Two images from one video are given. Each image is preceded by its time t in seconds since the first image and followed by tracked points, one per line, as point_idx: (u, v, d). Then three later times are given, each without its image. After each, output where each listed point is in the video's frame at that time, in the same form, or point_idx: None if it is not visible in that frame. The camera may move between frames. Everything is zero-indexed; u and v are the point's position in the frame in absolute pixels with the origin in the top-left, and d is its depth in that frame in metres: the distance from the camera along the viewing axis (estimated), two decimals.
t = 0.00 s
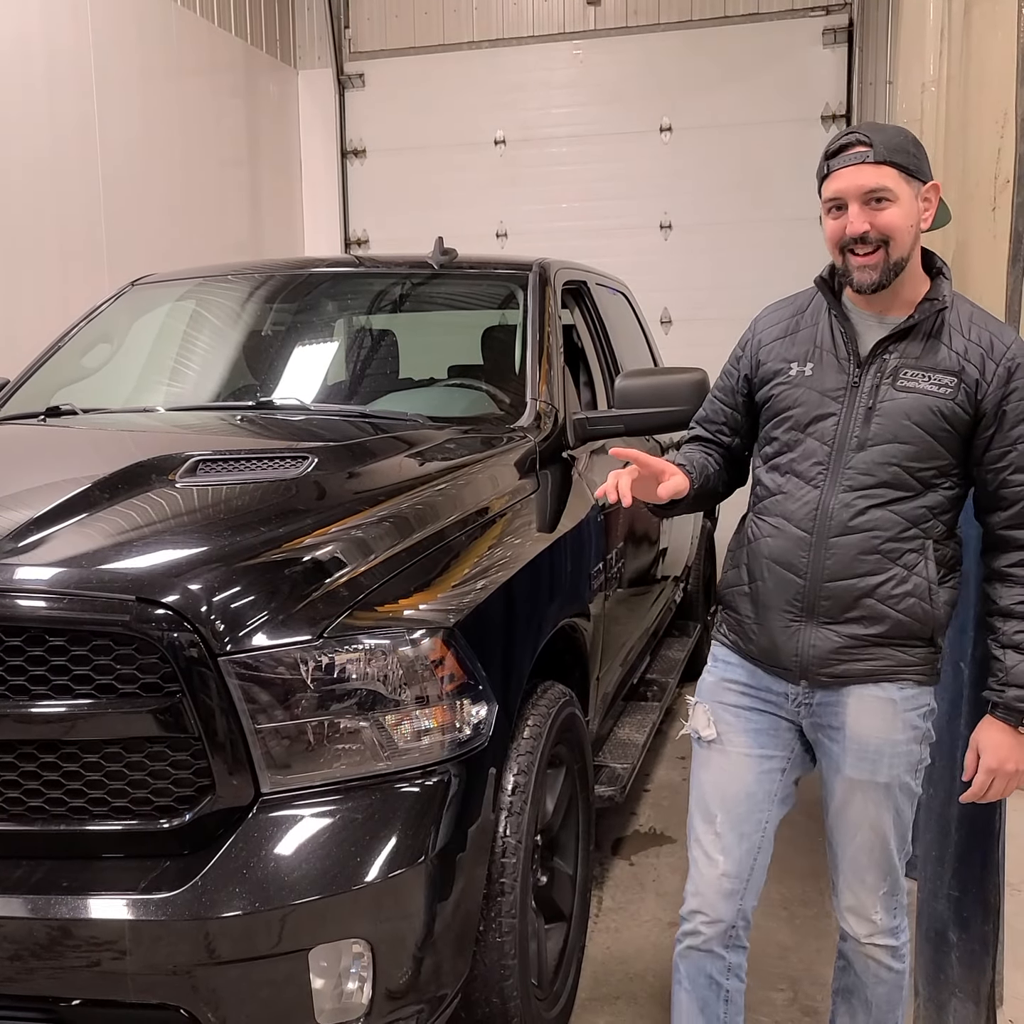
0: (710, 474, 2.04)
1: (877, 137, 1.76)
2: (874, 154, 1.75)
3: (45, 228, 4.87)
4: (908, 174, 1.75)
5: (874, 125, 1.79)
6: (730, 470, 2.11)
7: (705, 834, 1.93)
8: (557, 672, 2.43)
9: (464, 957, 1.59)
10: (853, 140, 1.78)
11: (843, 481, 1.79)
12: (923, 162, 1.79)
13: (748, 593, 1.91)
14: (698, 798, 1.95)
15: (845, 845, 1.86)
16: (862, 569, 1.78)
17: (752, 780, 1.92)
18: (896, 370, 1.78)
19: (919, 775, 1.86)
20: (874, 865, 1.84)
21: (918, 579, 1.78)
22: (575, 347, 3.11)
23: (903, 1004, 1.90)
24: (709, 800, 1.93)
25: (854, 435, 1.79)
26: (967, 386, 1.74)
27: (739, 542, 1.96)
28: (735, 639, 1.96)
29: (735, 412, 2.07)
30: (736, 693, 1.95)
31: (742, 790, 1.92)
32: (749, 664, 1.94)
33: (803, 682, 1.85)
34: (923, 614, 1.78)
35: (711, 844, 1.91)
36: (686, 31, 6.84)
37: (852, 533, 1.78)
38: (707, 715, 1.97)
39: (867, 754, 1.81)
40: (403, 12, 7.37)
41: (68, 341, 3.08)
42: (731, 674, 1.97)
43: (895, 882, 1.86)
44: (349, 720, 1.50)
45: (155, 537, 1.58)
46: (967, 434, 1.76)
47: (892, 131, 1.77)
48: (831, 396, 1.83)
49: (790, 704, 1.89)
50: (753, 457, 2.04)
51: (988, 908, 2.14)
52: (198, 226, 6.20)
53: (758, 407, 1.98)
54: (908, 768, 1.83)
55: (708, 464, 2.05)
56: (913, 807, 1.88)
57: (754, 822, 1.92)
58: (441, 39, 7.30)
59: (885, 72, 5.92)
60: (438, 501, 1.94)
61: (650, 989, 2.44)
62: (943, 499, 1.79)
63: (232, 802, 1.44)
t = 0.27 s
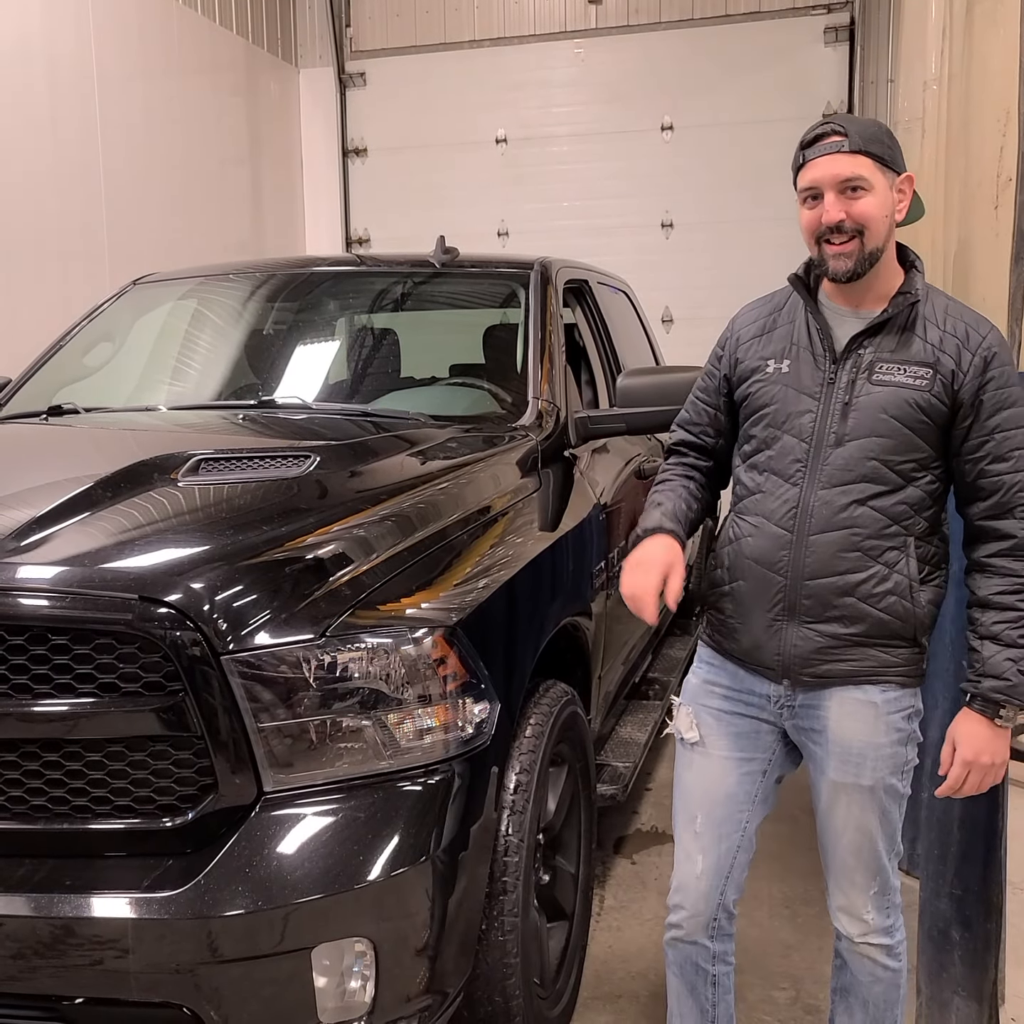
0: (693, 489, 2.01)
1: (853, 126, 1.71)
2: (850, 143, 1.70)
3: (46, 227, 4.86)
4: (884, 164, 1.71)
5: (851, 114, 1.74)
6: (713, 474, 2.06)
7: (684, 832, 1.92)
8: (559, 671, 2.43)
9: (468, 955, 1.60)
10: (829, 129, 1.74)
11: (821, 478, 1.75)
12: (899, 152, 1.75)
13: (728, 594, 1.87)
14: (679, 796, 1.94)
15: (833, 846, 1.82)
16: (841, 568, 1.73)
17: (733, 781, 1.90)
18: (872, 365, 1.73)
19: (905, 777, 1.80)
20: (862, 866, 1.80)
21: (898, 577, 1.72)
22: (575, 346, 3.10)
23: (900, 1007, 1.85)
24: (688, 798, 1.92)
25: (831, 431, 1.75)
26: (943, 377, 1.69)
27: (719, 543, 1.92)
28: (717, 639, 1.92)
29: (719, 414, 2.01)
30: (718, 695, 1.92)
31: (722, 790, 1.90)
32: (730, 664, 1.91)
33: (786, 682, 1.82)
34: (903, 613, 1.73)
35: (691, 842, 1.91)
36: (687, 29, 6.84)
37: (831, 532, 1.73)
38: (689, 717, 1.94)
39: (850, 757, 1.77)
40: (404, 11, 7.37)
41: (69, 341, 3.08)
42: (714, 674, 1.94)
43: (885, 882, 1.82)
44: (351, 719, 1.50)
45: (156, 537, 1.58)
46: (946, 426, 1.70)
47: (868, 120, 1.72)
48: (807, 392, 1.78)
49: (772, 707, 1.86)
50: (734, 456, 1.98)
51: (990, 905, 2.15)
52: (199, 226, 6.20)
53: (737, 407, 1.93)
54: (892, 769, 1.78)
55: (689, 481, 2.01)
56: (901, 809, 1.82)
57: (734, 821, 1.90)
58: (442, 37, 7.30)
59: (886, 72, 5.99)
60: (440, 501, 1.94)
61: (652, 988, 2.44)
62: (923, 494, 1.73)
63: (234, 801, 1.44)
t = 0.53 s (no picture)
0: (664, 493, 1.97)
1: (796, 122, 1.72)
2: (794, 137, 1.71)
3: (46, 228, 4.87)
4: (829, 157, 1.71)
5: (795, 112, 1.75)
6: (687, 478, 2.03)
7: (675, 830, 1.95)
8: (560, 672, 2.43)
9: (468, 956, 1.60)
10: (773, 126, 1.74)
11: (780, 473, 1.72)
12: (846, 147, 1.75)
13: (694, 594, 1.86)
14: (666, 794, 1.97)
15: (807, 850, 1.81)
16: (802, 565, 1.70)
17: (712, 779, 1.91)
18: (828, 359, 1.71)
19: (873, 779, 1.77)
20: (838, 870, 1.78)
21: (858, 574, 1.68)
22: (575, 346, 3.10)
23: (889, 1004, 1.83)
24: (673, 796, 1.95)
25: (790, 427, 1.73)
26: (899, 368, 1.65)
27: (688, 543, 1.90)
28: (688, 639, 1.90)
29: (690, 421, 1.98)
30: (689, 698, 1.91)
31: (702, 789, 1.91)
32: (697, 664, 1.90)
33: (746, 679, 1.80)
34: (863, 610, 1.69)
35: (682, 838, 1.94)
36: (687, 30, 6.84)
37: (791, 527, 1.71)
38: (664, 717, 1.94)
39: (814, 761, 1.75)
40: (404, 11, 7.38)
41: (70, 342, 3.08)
42: (683, 675, 1.92)
43: (861, 883, 1.79)
44: (352, 720, 1.51)
45: (158, 537, 1.58)
46: (906, 418, 1.67)
47: (812, 117, 1.73)
48: (767, 389, 1.77)
49: (739, 709, 1.84)
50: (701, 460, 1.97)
51: (991, 907, 2.14)
52: (199, 227, 6.21)
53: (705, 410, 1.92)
54: (860, 773, 1.75)
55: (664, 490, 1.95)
56: (871, 811, 1.78)
57: (721, 817, 1.93)
58: (442, 38, 7.30)
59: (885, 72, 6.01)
60: (441, 502, 1.95)
61: (652, 989, 2.44)
62: (886, 488, 1.68)
63: (236, 801, 1.44)
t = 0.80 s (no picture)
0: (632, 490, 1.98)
1: (746, 127, 1.74)
2: (744, 142, 1.73)
3: (46, 227, 4.87)
4: (780, 159, 1.73)
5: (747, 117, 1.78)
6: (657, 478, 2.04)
7: (659, 831, 1.95)
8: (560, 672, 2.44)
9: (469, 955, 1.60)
10: (725, 132, 1.77)
11: (741, 473, 1.72)
12: (799, 148, 1.76)
13: (662, 595, 1.85)
14: (647, 794, 1.97)
15: (783, 851, 1.80)
16: (763, 565, 1.69)
17: (690, 779, 1.90)
18: (788, 360, 1.71)
19: (847, 781, 1.76)
20: (815, 871, 1.77)
21: (821, 574, 1.67)
22: (575, 346, 3.10)
23: (879, 1001, 1.83)
24: (654, 796, 1.95)
25: (750, 427, 1.73)
26: (857, 367, 1.65)
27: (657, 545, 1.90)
28: (658, 639, 1.90)
29: (664, 426, 2.00)
30: (664, 697, 1.90)
31: (680, 789, 1.91)
32: (668, 664, 1.89)
33: (712, 679, 1.79)
34: (825, 609, 1.67)
35: (665, 838, 1.94)
36: (687, 30, 6.84)
37: (752, 527, 1.70)
38: (640, 719, 1.94)
39: (784, 764, 1.74)
40: (405, 12, 7.38)
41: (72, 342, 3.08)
42: (657, 677, 1.91)
43: (841, 884, 1.78)
44: (352, 720, 1.51)
45: (159, 538, 1.58)
46: (866, 417, 1.66)
47: (762, 120, 1.75)
48: (729, 390, 1.77)
49: (707, 709, 1.83)
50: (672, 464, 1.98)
51: (992, 907, 2.14)
52: (199, 226, 6.20)
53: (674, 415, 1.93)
54: (831, 773, 1.74)
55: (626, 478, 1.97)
56: (846, 812, 1.77)
57: (701, 815, 1.93)
58: (443, 39, 7.31)
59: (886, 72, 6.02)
60: (442, 502, 1.95)
61: (652, 989, 2.44)
62: (848, 488, 1.67)
63: (237, 801, 1.45)
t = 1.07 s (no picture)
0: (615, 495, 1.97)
1: (713, 139, 1.71)
2: (712, 156, 1.70)
3: (47, 226, 4.87)
4: (750, 172, 1.70)
5: (713, 127, 1.74)
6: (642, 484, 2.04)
7: (647, 830, 1.96)
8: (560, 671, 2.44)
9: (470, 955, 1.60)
10: (692, 145, 1.74)
11: (718, 480, 1.72)
12: (768, 156, 1.73)
13: (641, 598, 1.85)
14: (635, 794, 1.98)
15: (765, 853, 1.80)
16: (742, 571, 1.69)
17: (675, 779, 1.91)
18: (763, 366, 1.71)
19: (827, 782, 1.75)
20: (797, 872, 1.77)
21: (798, 579, 1.67)
22: (576, 345, 3.10)
23: (871, 1002, 1.82)
24: (641, 797, 1.96)
25: (727, 433, 1.72)
26: (832, 372, 1.64)
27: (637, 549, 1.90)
28: (639, 642, 1.90)
29: (646, 427, 2.00)
30: (646, 698, 1.90)
31: (666, 789, 1.91)
32: (649, 666, 1.90)
33: (692, 684, 1.79)
34: (803, 614, 1.68)
35: (654, 838, 1.95)
36: (688, 30, 6.84)
37: (729, 534, 1.70)
38: (624, 720, 1.94)
39: (763, 765, 1.74)
40: (406, 11, 7.38)
41: (73, 341, 3.08)
42: (639, 678, 1.92)
43: (824, 886, 1.77)
44: (353, 719, 1.51)
45: (160, 537, 1.58)
46: (842, 422, 1.65)
47: (728, 131, 1.72)
48: (706, 396, 1.77)
49: (687, 711, 1.83)
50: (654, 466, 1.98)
51: (992, 906, 2.14)
52: (200, 225, 6.20)
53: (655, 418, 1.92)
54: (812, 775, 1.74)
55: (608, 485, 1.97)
56: (828, 814, 1.76)
57: (687, 815, 1.93)
58: (444, 38, 7.31)
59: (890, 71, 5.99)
60: (443, 501, 1.95)
61: (653, 989, 2.44)
62: (824, 493, 1.67)
63: (237, 801, 1.45)
